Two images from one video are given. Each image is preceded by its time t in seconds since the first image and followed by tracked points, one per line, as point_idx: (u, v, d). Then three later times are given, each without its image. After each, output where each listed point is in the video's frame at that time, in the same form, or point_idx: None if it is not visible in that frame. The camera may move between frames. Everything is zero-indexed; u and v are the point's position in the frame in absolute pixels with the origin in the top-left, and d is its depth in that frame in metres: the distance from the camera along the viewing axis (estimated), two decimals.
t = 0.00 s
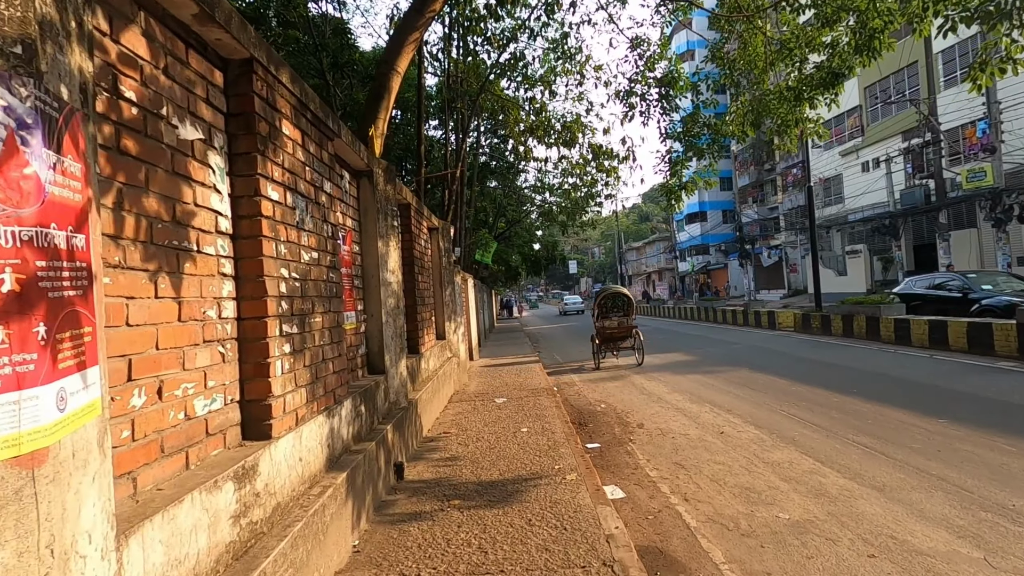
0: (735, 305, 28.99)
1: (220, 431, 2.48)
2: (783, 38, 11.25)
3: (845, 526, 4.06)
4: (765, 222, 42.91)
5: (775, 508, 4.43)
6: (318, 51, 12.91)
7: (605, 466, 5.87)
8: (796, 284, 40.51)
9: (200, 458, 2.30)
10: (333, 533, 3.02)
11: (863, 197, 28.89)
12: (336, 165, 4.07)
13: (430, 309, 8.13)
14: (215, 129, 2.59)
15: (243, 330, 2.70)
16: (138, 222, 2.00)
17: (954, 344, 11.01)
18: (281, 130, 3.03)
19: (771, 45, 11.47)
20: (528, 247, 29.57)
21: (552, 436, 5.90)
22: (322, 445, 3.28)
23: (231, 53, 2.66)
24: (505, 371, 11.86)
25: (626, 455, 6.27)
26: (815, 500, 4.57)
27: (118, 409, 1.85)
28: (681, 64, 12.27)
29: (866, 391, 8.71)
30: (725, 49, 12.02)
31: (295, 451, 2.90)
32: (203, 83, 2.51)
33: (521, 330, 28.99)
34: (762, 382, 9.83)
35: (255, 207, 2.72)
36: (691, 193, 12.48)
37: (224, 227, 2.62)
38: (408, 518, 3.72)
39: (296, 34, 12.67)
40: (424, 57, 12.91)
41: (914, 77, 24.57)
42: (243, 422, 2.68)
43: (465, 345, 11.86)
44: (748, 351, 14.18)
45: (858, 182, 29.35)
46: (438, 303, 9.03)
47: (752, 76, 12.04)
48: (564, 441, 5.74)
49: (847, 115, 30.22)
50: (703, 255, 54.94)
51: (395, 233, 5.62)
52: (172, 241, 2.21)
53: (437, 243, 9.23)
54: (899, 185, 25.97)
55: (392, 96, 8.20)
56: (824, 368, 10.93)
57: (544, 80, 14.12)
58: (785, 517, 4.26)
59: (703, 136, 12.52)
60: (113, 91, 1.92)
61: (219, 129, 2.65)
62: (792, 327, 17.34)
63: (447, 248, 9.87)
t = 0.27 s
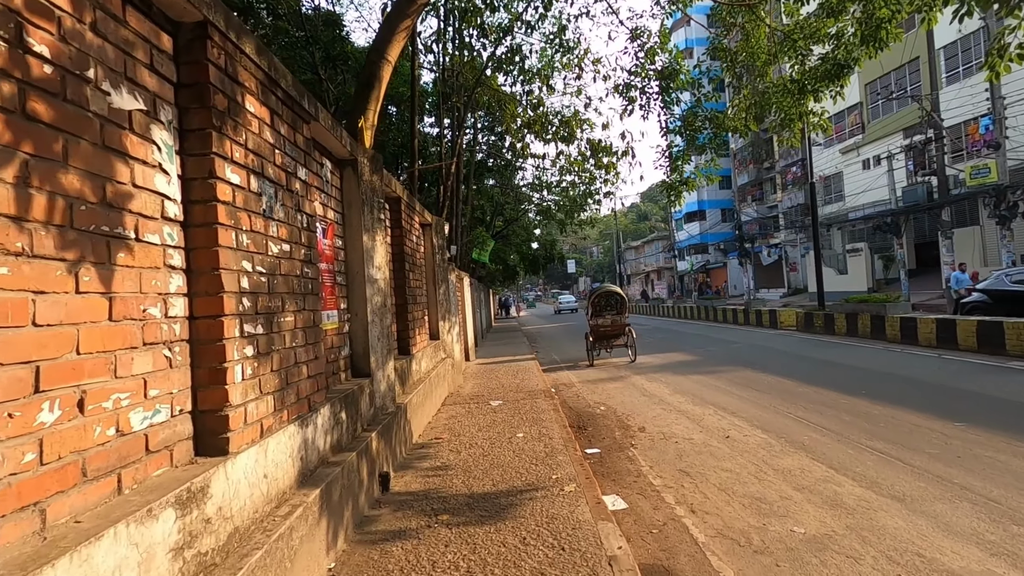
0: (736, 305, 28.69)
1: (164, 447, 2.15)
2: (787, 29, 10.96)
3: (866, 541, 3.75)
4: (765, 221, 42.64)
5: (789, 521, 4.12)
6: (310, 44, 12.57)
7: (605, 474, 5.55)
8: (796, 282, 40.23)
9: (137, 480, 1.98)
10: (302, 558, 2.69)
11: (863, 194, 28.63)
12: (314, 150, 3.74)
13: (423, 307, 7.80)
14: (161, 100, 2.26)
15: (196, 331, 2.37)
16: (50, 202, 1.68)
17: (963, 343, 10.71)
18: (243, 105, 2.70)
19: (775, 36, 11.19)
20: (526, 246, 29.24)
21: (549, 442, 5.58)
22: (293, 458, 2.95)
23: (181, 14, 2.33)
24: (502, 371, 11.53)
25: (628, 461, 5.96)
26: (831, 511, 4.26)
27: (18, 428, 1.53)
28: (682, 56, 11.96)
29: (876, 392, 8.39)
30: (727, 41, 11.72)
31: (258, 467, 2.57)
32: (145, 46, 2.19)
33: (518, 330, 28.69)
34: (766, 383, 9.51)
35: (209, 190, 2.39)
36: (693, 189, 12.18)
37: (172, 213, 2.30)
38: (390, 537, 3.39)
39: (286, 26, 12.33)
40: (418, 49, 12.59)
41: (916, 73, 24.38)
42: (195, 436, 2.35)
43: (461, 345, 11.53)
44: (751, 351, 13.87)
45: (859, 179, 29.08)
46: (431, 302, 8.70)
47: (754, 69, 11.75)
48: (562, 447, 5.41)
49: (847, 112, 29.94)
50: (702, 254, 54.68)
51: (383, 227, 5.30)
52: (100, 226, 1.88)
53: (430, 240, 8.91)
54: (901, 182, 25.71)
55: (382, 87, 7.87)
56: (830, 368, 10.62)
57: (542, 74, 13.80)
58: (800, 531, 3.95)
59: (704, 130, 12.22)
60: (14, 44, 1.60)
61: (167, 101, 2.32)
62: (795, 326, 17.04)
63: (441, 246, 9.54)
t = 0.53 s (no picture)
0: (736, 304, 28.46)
1: (105, 478, 1.87)
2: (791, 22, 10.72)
3: (890, 563, 3.47)
4: (764, 220, 42.44)
5: (805, 540, 3.85)
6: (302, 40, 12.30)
7: (608, 485, 5.27)
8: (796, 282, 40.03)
9: (67, 519, 1.69)
10: None
11: (864, 193, 28.40)
12: (292, 143, 3.46)
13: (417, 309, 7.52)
14: (104, 80, 1.97)
15: (147, 343, 2.09)
16: None
17: (972, 344, 10.46)
18: (206, 89, 2.41)
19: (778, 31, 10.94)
20: (525, 246, 28.97)
21: (548, 451, 5.30)
22: (265, 481, 2.67)
23: None
24: (500, 375, 11.25)
25: (631, 471, 5.68)
26: (850, 529, 3.98)
27: None
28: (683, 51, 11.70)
29: (886, 395, 8.13)
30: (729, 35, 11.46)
31: (222, 494, 2.29)
32: (83, 17, 1.90)
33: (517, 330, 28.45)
34: (772, 386, 9.24)
35: (161, 183, 2.10)
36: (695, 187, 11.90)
37: (117, 209, 2.01)
38: (374, 564, 3.11)
39: (279, 20, 12.05)
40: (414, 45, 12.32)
41: (918, 71, 24.22)
42: (146, 462, 2.07)
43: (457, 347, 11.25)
44: (754, 352, 13.60)
45: (860, 178, 28.86)
46: (425, 303, 8.43)
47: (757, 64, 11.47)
48: (562, 457, 5.13)
49: (848, 110, 29.72)
50: (701, 253, 54.48)
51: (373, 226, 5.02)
52: (17, 223, 1.59)
53: (425, 239, 8.63)
54: (903, 181, 25.45)
55: (374, 80, 7.58)
56: (836, 370, 10.36)
57: (540, 69, 13.51)
58: (818, 551, 3.67)
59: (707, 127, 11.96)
60: None
61: (112, 81, 2.03)
62: (797, 326, 16.80)
63: (436, 245, 9.26)
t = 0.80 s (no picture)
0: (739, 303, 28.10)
1: (24, 505, 1.56)
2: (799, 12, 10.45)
3: None
4: (766, 218, 42.20)
5: (831, 555, 3.55)
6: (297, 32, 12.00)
7: (614, 493, 4.96)
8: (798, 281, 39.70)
9: None
10: None
11: (867, 191, 28.10)
12: (270, 122, 3.15)
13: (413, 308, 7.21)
14: (26, 29, 1.66)
15: (81, 342, 1.76)
16: None
17: (986, 343, 10.15)
18: (160, 50, 2.10)
19: (785, 21, 10.67)
20: (525, 245, 28.67)
21: (550, 457, 4.99)
22: (232, 499, 2.36)
23: None
24: (500, 375, 10.94)
25: (638, 477, 5.38)
26: (878, 542, 3.69)
27: None
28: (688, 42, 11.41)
29: (901, 396, 7.82)
30: (734, 26, 11.19)
31: (177, 516, 1.98)
32: None
33: (517, 330, 28.14)
34: (781, 387, 8.94)
35: (100, 153, 1.79)
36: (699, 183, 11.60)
37: (44, 182, 1.70)
38: None
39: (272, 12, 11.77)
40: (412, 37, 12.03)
41: (922, 66, 23.98)
42: (79, 483, 1.76)
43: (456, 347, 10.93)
44: (759, 352, 13.29)
45: (863, 175, 28.60)
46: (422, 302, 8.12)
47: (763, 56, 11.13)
48: (566, 464, 4.81)
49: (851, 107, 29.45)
50: (702, 252, 54.18)
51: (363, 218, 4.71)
52: None
53: (421, 235, 8.32)
54: (908, 178, 25.11)
55: (368, 69, 7.27)
56: (845, 371, 10.06)
57: (541, 63, 13.21)
58: (846, 569, 3.37)
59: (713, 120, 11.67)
60: None
61: (38, 33, 1.72)
62: (802, 325, 16.49)
63: (433, 242, 8.96)
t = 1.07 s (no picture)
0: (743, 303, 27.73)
1: None
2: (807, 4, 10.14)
3: None
4: (769, 217, 41.84)
5: None
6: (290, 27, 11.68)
7: (620, 510, 4.66)
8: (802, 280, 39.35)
9: None
10: None
11: (873, 189, 27.75)
12: (240, 110, 2.84)
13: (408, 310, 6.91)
14: None
15: None
16: None
17: (1001, 346, 9.84)
18: (94, 21, 1.80)
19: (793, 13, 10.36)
20: (525, 244, 28.36)
21: (552, 471, 4.69)
22: (187, 539, 2.06)
23: None
24: (499, 379, 10.64)
25: (644, 491, 5.08)
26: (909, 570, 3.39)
27: None
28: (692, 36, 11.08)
29: (917, 402, 7.51)
30: (740, 19, 10.86)
31: (111, 569, 1.67)
32: None
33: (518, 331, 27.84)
34: (791, 392, 8.63)
35: (9, 139, 1.49)
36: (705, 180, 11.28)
37: None
38: None
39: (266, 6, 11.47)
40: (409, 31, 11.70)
41: (928, 63, 23.66)
42: None
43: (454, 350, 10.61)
44: (766, 354, 12.98)
45: (868, 173, 28.26)
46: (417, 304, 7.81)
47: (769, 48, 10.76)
48: (569, 479, 4.50)
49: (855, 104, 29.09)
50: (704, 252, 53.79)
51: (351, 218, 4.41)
52: None
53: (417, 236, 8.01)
54: (915, 176, 24.72)
55: (361, 60, 6.94)
56: (856, 375, 9.75)
57: (542, 58, 12.92)
58: None
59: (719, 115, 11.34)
60: None
61: None
62: (808, 326, 16.17)
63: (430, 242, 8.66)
